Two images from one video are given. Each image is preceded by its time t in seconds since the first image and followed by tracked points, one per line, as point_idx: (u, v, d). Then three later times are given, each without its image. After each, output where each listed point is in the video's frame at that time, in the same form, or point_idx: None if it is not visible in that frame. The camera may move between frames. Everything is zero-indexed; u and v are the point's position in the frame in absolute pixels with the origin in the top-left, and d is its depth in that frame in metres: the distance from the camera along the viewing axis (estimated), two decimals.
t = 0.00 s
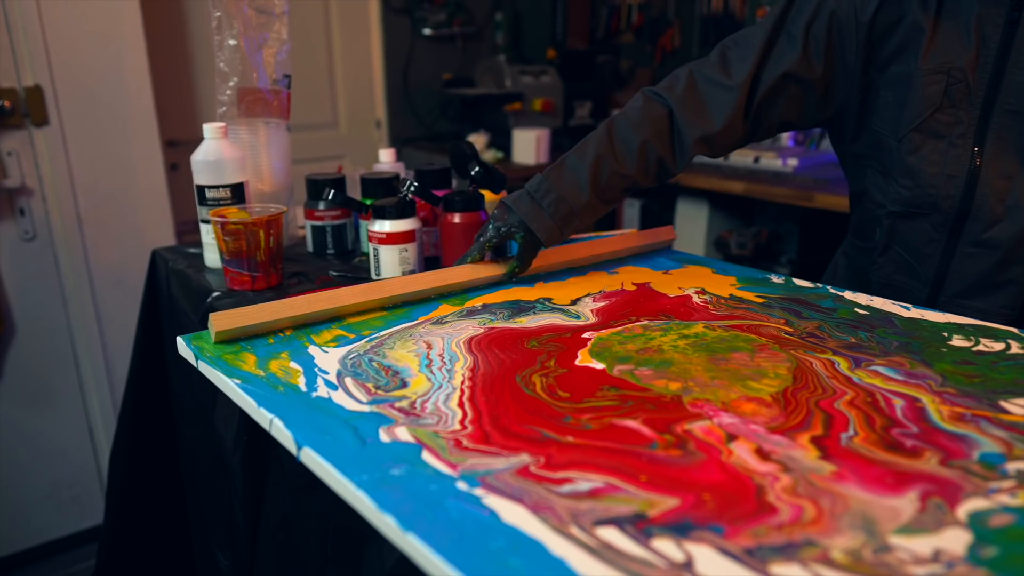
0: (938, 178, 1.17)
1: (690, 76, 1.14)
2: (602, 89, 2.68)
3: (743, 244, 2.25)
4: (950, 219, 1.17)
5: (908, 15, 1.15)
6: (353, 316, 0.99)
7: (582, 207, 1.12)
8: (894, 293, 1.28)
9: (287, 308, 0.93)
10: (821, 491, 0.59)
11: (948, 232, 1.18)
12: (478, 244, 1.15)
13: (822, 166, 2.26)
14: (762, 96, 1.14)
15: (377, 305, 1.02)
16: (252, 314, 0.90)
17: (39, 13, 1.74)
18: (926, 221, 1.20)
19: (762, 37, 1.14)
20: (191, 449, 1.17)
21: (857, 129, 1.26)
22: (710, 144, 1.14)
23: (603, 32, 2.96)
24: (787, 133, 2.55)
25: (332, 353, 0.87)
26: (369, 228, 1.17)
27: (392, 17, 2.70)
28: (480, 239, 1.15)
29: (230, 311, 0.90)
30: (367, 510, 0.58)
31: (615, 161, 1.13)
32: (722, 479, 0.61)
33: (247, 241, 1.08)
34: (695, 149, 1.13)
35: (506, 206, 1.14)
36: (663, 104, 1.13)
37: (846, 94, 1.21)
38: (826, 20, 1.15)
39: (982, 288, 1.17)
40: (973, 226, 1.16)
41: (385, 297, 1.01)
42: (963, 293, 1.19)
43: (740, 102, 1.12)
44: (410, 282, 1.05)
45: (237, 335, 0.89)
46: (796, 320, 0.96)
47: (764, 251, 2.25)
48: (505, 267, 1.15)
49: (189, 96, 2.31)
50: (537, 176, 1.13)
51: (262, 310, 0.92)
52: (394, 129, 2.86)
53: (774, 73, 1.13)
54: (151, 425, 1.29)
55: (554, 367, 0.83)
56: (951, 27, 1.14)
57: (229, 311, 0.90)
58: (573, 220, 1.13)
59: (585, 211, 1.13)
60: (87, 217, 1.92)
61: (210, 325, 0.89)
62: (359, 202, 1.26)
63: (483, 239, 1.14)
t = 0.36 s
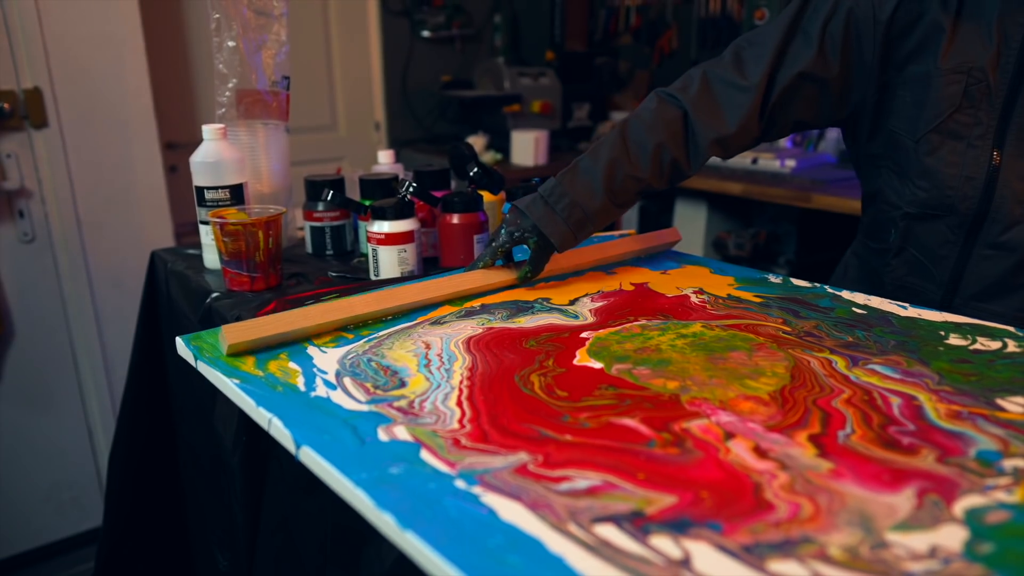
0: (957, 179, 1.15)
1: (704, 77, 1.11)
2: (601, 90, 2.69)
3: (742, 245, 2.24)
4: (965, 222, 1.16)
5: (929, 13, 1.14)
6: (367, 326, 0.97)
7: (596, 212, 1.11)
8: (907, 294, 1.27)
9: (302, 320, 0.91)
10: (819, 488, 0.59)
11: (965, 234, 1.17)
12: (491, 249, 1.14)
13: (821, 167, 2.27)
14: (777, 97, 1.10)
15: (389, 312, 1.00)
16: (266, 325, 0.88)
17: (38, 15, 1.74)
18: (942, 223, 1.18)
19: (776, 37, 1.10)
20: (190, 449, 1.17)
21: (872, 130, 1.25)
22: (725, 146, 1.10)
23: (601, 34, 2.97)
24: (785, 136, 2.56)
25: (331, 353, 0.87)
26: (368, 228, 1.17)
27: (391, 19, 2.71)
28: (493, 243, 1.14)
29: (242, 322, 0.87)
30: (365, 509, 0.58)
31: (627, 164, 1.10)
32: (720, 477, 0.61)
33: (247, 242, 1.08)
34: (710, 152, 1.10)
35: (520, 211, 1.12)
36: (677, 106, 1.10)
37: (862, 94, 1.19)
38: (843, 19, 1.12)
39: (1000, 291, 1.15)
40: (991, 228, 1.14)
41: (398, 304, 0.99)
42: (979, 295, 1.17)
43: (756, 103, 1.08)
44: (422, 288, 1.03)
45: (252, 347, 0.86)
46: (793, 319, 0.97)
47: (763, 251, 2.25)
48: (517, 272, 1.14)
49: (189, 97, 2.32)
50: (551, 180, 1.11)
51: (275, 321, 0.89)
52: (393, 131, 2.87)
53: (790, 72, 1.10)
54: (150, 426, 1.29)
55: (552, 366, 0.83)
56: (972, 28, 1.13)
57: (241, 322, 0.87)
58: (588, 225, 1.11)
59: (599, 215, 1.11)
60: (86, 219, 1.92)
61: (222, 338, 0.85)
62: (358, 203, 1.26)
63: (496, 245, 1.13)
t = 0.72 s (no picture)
0: (973, 177, 1.14)
1: (717, 76, 1.10)
2: (598, 91, 2.70)
3: (739, 245, 2.25)
4: (980, 220, 1.15)
5: (948, 7, 1.11)
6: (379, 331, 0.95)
7: (610, 213, 1.08)
8: (917, 293, 1.25)
9: (312, 325, 0.89)
10: (815, 484, 0.59)
11: (980, 232, 1.15)
12: (502, 253, 1.12)
13: (817, 167, 2.27)
14: (793, 94, 1.09)
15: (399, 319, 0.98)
16: (276, 330, 0.87)
17: (35, 17, 1.75)
18: (958, 222, 1.17)
19: (792, 33, 1.10)
20: (189, 450, 1.17)
21: (886, 130, 1.23)
22: (739, 145, 1.09)
23: (598, 35, 2.98)
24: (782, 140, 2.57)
25: (328, 353, 0.87)
26: (365, 228, 1.17)
27: (388, 20, 2.71)
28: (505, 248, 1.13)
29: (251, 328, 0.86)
30: (362, 507, 0.58)
31: (642, 163, 1.08)
32: (716, 473, 0.61)
33: (244, 242, 1.08)
34: (725, 151, 1.08)
35: (532, 213, 1.10)
36: (691, 103, 1.09)
37: (877, 91, 1.17)
38: (860, 13, 1.11)
39: (1015, 289, 1.14)
40: (1006, 227, 1.13)
41: (408, 309, 0.98)
42: (991, 295, 1.16)
43: (772, 100, 1.07)
44: (432, 294, 1.02)
45: (262, 352, 0.85)
46: (790, 317, 0.97)
47: (761, 251, 2.27)
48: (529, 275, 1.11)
49: (186, 99, 2.32)
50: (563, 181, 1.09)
51: (285, 326, 0.88)
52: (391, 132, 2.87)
53: (806, 68, 1.09)
54: (148, 427, 1.29)
55: (549, 365, 0.83)
56: (993, 25, 1.11)
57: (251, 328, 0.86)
58: (601, 226, 1.09)
59: (613, 216, 1.09)
60: (84, 221, 1.92)
61: (230, 343, 0.84)
62: (354, 203, 1.26)
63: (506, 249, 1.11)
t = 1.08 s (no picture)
0: (992, 171, 1.12)
1: (735, 69, 1.07)
2: (594, 89, 2.69)
3: (734, 241, 2.26)
4: (998, 216, 1.12)
5: None
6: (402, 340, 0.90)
7: (627, 211, 1.05)
8: (929, 288, 1.23)
9: (334, 336, 0.84)
10: (806, 475, 0.59)
11: (996, 227, 1.13)
12: (517, 253, 1.08)
13: (810, 163, 2.27)
14: (813, 87, 1.08)
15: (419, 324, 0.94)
16: (297, 345, 0.81)
17: (25, 16, 1.74)
18: (974, 216, 1.15)
19: (813, 23, 1.07)
20: (181, 448, 1.16)
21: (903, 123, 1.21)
22: (756, 140, 1.07)
23: (592, 31, 2.98)
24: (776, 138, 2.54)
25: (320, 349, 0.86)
26: (357, 225, 1.17)
27: (380, 17, 2.69)
28: (518, 248, 1.08)
29: (269, 344, 0.81)
30: (353, 501, 0.58)
31: (659, 161, 1.05)
32: (707, 465, 0.61)
33: (236, 239, 1.08)
34: (743, 146, 1.06)
35: (547, 213, 1.06)
36: (708, 98, 1.06)
37: (897, 85, 1.16)
38: (882, 5, 1.09)
39: None
40: None
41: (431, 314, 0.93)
42: (1005, 291, 1.13)
43: (790, 95, 1.06)
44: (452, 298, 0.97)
45: (285, 369, 0.79)
46: (782, 311, 0.97)
47: (755, 247, 2.29)
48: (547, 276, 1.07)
49: (177, 97, 2.31)
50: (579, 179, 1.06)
51: (305, 339, 0.83)
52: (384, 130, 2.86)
53: (825, 60, 1.07)
54: (140, 426, 1.28)
55: (541, 359, 0.83)
56: (1017, 17, 1.10)
57: (270, 343, 0.81)
58: (619, 225, 1.06)
59: (630, 215, 1.06)
60: (75, 220, 1.91)
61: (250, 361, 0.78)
62: (347, 199, 1.26)
63: (523, 249, 1.07)
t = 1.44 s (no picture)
0: (1001, 159, 1.07)
1: (748, 54, 1.01)
2: (577, 78, 2.69)
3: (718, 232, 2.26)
4: (1005, 203, 1.09)
5: None
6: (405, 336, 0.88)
7: (640, 204, 1.03)
8: (928, 276, 1.18)
9: (330, 332, 0.83)
10: (785, 460, 0.59)
11: (1000, 215, 1.09)
12: (527, 247, 1.06)
13: (794, 153, 2.27)
14: (827, 74, 1.01)
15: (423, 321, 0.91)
16: (292, 338, 0.80)
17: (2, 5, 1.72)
18: (979, 204, 1.11)
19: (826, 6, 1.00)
20: (164, 440, 1.16)
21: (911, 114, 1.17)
22: (771, 128, 1.02)
23: (578, 22, 2.94)
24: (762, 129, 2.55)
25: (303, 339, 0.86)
26: (341, 215, 1.17)
27: (365, 7, 2.67)
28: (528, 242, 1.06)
29: (265, 337, 0.80)
30: (335, 489, 0.58)
31: (671, 151, 1.02)
32: (688, 451, 0.61)
33: (218, 230, 1.07)
34: (757, 136, 1.01)
35: (559, 206, 1.04)
36: (720, 84, 1.01)
37: (913, 70, 1.09)
38: None
39: None
40: None
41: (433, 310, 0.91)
42: (1006, 280, 1.10)
43: (805, 82, 0.99)
44: (457, 294, 0.95)
45: (278, 363, 0.78)
46: (765, 298, 0.98)
47: (740, 236, 2.25)
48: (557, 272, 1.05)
49: (159, 88, 2.29)
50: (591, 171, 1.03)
51: (301, 334, 0.82)
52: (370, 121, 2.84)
53: (839, 46, 1.00)
54: (123, 418, 1.27)
55: (524, 348, 0.83)
56: None
57: (264, 337, 0.80)
58: (632, 218, 1.03)
59: (643, 207, 1.03)
60: (56, 212, 1.89)
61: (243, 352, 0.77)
62: (330, 190, 1.25)
63: (532, 243, 1.05)
